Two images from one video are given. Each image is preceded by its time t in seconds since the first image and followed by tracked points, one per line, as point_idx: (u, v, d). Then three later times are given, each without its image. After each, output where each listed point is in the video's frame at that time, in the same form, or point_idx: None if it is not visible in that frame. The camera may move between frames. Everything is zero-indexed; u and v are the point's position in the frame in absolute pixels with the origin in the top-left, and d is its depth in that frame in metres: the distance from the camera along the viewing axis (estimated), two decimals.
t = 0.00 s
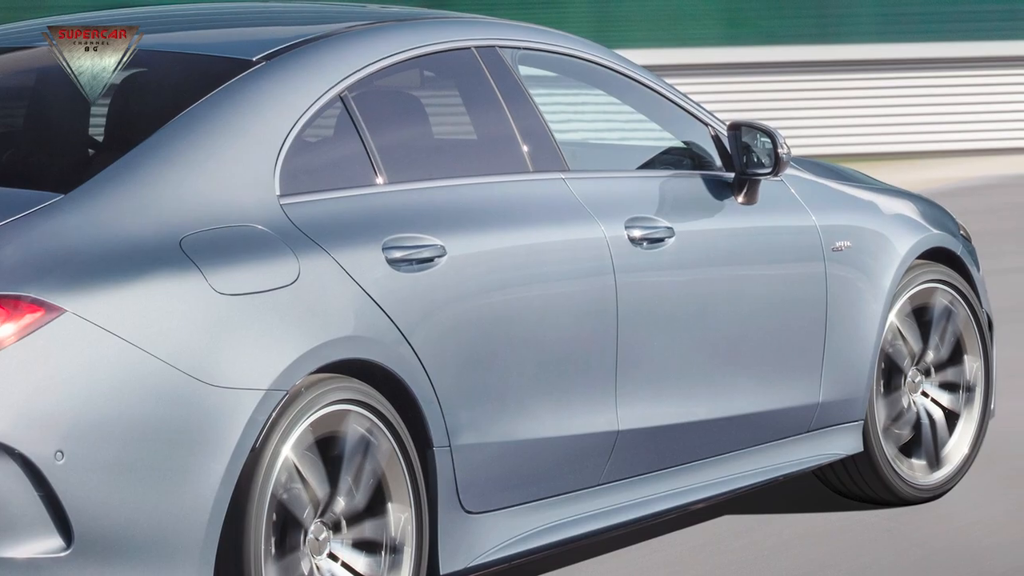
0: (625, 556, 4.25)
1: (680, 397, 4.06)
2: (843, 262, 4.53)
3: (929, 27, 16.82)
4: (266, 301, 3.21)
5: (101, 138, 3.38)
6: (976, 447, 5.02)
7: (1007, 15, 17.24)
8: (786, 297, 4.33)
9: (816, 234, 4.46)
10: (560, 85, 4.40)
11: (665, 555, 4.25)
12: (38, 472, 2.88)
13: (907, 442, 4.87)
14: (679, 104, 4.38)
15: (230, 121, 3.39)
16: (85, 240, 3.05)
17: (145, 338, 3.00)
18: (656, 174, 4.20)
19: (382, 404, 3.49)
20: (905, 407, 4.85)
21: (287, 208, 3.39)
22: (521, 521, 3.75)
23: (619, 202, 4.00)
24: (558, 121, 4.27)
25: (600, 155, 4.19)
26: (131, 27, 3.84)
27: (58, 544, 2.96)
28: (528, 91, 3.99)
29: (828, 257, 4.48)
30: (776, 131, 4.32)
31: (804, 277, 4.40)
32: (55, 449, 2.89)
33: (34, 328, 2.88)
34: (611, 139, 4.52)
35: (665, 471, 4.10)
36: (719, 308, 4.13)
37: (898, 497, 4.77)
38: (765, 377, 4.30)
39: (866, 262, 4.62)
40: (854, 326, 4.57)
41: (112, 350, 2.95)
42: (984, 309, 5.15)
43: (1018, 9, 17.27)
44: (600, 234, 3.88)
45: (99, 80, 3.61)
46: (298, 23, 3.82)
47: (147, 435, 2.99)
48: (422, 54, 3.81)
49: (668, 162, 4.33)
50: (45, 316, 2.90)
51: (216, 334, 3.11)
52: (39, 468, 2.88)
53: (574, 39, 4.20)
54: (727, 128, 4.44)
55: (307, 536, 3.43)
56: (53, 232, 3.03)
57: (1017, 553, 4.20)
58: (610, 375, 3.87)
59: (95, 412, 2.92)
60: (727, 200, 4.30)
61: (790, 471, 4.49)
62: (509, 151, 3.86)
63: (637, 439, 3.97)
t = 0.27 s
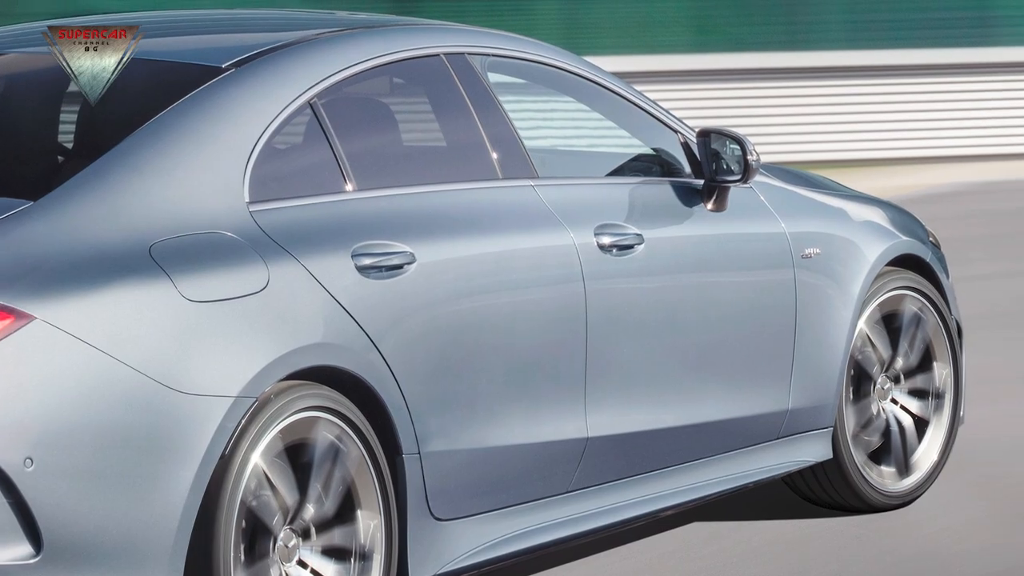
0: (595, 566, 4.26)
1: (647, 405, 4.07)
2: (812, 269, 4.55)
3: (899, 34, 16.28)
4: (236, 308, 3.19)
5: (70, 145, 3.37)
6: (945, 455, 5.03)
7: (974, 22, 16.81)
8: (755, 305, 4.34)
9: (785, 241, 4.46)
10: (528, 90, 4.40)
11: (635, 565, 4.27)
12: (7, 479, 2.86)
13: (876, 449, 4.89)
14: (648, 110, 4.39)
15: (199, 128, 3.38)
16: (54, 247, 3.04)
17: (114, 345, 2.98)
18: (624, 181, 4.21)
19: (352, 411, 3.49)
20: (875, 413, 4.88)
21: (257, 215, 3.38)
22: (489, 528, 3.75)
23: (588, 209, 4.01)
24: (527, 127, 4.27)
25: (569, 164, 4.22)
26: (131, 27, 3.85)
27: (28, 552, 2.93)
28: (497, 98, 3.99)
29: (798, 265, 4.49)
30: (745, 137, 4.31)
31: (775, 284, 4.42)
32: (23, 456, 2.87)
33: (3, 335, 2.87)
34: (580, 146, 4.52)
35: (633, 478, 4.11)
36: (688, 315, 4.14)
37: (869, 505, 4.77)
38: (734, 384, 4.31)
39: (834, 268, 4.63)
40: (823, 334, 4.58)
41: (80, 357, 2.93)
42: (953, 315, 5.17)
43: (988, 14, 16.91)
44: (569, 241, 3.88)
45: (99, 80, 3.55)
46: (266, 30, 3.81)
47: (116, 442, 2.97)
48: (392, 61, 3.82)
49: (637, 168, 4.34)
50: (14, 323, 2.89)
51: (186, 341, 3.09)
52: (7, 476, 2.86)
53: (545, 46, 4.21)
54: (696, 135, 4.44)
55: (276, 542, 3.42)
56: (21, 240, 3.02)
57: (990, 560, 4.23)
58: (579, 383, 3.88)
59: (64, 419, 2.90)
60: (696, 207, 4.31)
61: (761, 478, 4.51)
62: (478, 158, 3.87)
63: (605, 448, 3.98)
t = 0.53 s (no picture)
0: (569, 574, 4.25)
1: (618, 412, 4.07)
2: (783, 277, 4.55)
3: (870, 40, 16.12)
4: (206, 315, 3.19)
5: (42, 152, 3.36)
6: (916, 460, 5.05)
7: (947, 28, 16.59)
8: (727, 311, 4.35)
9: (757, 247, 4.47)
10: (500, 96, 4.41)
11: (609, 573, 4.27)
12: None
13: (847, 456, 4.89)
14: (619, 116, 4.40)
15: (171, 134, 3.38)
16: (25, 254, 3.03)
17: (86, 352, 2.97)
18: (596, 186, 4.22)
19: (324, 417, 3.49)
20: (846, 420, 4.87)
21: (228, 221, 3.37)
22: (462, 535, 3.75)
23: (559, 215, 4.01)
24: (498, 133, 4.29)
25: (539, 170, 4.22)
26: (131, 28, 3.88)
27: None
28: (469, 104, 4.01)
29: (770, 271, 4.50)
30: (716, 144, 4.31)
31: (746, 289, 4.42)
32: None
33: None
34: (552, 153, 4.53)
35: (604, 484, 4.11)
36: (658, 322, 4.14)
37: (840, 510, 4.79)
38: (705, 391, 4.32)
39: (805, 274, 4.63)
40: (795, 341, 4.59)
41: (51, 363, 2.92)
42: (925, 322, 5.19)
43: (960, 21, 16.62)
44: (541, 247, 3.89)
45: (100, 80, 3.54)
46: (238, 37, 3.81)
47: (86, 448, 2.96)
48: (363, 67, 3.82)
49: (609, 175, 4.35)
50: None
51: (157, 348, 3.08)
52: None
53: (518, 52, 4.24)
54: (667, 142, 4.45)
55: (247, 549, 3.41)
56: None
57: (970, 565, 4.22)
58: (551, 389, 3.88)
59: (34, 425, 2.89)
60: (668, 214, 4.31)
61: (732, 486, 4.51)
62: (450, 164, 3.88)
63: (576, 454, 3.98)
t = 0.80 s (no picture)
0: None
1: (589, 418, 4.08)
2: (755, 283, 4.57)
3: (840, 46, 16.26)
4: (178, 322, 3.17)
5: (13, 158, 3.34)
6: (888, 467, 5.07)
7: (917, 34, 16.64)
8: (698, 317, 4.36)
9: (726, 254, 4.49)
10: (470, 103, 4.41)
11: None
12: None
13: (818, 463, 4.90)
14: (591, 123, 4.41)
15: (143, 140, 3.36)
16: None
17: (57, 358, 2.95)
18: (567, 193, 4.23)
19: (296, 424, 3.49)
20: (818, 426, 4.88)
21: (199, 228, 3.36)
22: (433, 541, 3.75)
23: (530, 222, 4.02)
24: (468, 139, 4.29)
25: (511, 177, 4.23)
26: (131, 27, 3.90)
27: None
28: (440, 111, 4.02)
29: (741, 277, 4.52)
30: (688, 150, 4.38)
31: (716, 296, 4.43)
32: None
33: None
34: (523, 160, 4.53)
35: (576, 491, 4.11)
36: (628, 328, 4.15)
37: (811, 517, 4.81)
38: (676, 397, 4.33)
39: (777, 280, 4.65)
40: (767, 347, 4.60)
41: (23, 369, 2.90)
42: (896, 329, 5.21)
43: (932, 27, 16.70)
44: (512, 253, 3.90)
45: (99, 80, 3.52)
46: (208, 44, 3.81)
47: (58, 455, 2.93)
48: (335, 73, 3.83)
49: (580, 181, 4.35)
50: None
51: (128, 354, 3.06)
52: None
53: (489, 59, 4.25)
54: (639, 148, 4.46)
55: (219, 556, 3.40)
56: None
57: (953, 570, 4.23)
58: (522, 396, 3.89)
59: (6, 432, 2.86)
60: (639, 220, 4.32)
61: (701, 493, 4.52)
62: (421, 171, 3.88)
63: (548, 460, 3.98)
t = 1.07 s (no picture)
0: None
1: (559, 425, 4.09)
2: (724, 290, 4.58)
3: (810, 53, 16.12)
4: (147, 329, 3.17)
5: None
6: (856, 474, 5.08)
7: (888, 41, 16.51)
8: (668, 324, 4.37)
9: (696, 261, 4.50)
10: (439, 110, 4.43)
11: None
12: None
13: (788, 469, 4.91)
14: (560, 130, 4.44)
15: (113, 148, 3.36)
16: None
17: (25, 365, 2.94)
18: (535, 200, 4.24)
19: (265, 431, 3.49)
20: (786, 433, 4.88)
21: (168, 235, 3.35)
22: (404, 547, 3.76)
23: (499, 229, 4.03)
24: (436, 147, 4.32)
25: (480, 183, 4.24)
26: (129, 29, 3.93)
27: None
28: (409, 118, 4.03)
29: (711, 284, 4.53)
30: (657, 158, 4.35)
31: (685, 304, 4.44)
32: None
33: None
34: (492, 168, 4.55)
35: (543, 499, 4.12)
36: (596, 336, 4.16)
37: (780, 524, 4.81)
38: (644, 405, 4.34)
39: (747, 288, 4.66)
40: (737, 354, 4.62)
41: None
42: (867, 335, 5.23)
43: (902, 34, 16.56)
44: (481, 260, 3.91)
45: (99, 81, 3.54)
46: (178, 52, 3.80)
47: (25, 462, 2.93)
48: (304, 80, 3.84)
49: (550, 189, 4.37)
50: None
51: (97, 361, 3.05)
52: None
53: (459, 66, 4.28)
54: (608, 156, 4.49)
55: (188, 562, 3.39)
56: None
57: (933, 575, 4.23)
58: (491, 403, 3.89)
59: None
60: (608, 227, 4.34)
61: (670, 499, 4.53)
62: (390, 178, 3.89)
63: (517, 467, 3.99)
